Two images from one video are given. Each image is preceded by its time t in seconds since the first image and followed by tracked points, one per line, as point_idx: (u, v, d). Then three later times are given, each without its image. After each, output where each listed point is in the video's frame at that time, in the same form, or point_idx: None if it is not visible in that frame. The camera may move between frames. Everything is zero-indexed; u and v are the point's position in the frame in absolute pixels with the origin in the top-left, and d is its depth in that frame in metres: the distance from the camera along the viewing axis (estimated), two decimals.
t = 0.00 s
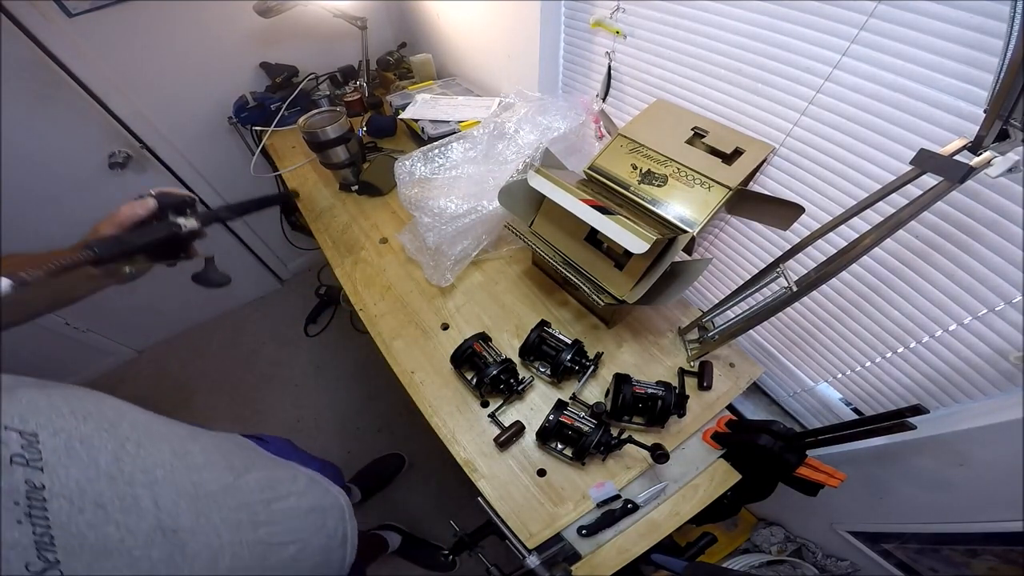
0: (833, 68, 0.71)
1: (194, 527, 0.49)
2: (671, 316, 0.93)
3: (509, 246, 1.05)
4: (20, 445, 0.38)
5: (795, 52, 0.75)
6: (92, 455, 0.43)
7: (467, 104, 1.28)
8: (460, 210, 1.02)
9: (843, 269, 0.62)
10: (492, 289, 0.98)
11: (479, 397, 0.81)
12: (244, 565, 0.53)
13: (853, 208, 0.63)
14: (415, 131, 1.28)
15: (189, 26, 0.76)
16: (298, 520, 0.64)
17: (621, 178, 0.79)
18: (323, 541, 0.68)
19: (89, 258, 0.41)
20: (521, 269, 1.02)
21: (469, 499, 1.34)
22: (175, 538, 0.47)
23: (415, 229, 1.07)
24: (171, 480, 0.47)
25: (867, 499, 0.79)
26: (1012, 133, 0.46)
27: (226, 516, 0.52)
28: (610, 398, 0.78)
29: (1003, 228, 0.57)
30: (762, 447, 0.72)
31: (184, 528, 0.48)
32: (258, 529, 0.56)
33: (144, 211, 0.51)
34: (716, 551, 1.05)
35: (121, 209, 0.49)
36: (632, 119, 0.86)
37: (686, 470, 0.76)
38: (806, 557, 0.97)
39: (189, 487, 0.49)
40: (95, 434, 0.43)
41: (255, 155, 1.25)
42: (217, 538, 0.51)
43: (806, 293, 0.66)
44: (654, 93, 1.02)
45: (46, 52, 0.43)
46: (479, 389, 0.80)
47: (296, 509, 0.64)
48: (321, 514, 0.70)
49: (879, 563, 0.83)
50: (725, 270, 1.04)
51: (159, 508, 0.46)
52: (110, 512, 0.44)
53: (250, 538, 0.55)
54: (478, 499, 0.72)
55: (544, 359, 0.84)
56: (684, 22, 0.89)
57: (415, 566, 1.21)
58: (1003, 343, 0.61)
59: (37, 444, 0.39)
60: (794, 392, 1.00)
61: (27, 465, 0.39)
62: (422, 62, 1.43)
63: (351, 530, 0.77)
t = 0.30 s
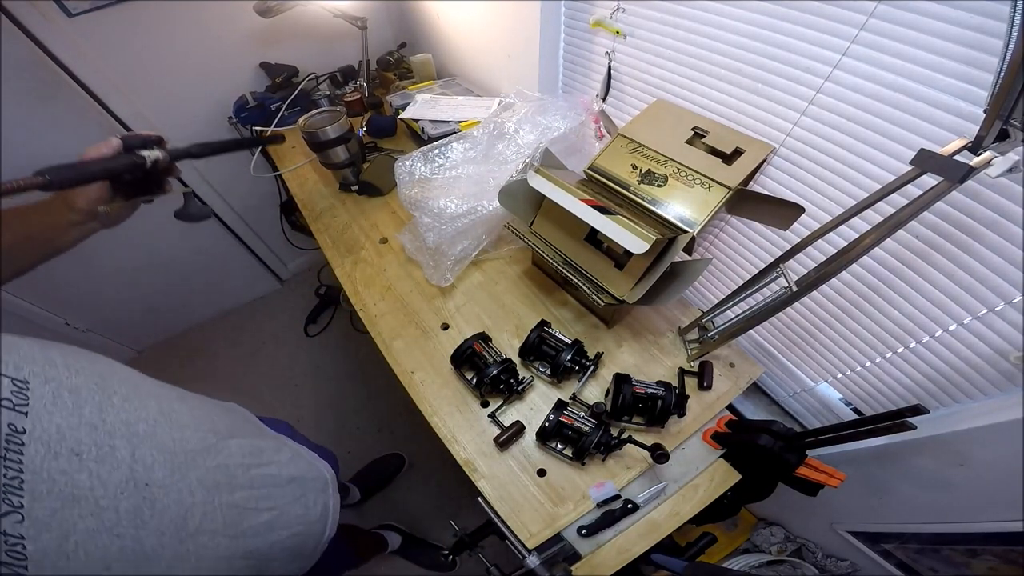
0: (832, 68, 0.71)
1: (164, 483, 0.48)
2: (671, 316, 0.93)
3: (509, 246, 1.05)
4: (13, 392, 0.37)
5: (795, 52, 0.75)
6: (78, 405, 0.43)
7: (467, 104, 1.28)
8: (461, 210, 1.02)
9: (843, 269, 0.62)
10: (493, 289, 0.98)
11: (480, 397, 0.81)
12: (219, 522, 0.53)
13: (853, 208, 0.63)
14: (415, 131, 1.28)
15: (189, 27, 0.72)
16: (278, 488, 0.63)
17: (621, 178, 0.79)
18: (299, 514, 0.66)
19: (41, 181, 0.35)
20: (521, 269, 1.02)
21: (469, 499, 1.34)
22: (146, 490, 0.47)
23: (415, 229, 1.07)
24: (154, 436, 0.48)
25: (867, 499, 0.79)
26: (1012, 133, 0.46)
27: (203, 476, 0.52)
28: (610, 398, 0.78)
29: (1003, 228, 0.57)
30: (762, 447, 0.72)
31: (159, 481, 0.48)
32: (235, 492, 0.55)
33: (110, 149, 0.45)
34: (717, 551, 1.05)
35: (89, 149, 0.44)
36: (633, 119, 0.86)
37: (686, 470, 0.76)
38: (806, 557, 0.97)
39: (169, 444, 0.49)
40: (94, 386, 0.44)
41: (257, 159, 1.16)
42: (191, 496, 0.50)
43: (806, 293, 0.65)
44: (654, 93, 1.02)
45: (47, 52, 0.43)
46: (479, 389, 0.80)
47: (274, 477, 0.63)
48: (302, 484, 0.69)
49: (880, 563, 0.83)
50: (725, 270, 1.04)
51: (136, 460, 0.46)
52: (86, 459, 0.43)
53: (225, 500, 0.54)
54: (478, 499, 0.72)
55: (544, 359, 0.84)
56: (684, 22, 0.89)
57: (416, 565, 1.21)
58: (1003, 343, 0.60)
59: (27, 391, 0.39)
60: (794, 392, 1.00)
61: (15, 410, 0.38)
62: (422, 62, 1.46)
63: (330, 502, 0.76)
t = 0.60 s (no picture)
0: (832, 68, 0.71)
1: (152, 458, 0.51)
2: (672, 316, 0.93)
3: (509, 246, 1.05)
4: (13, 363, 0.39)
5: (796, 52, 0.75)
6: (75, 380, 0.45)
7: (467, 104, 1.28)
8: (461, 210, 1.02)
9: (844, 269, 0.62)
10: (493, 289, 0.98)
11: (479, 397, 0.81)
12: (204, 501, 0.55)
13: (853, 208, 0.63)
14: (415, 131, 1.28)
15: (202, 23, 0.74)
16: (270, 471, 0.66)
17: (621, 178, 0.79)
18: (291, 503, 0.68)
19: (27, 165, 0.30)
20: (521, 269, 1.02)
21: (469, 499, 1.34)
22: (135, 464, 0.49)
23: (415, 229, 1.07)
24: (149, 410, 0.51)
25: (867, 499, 0.79)
26: (1012, 133, 0.46)
27: (192, 454, 0.55)
28: (610, 397, 0.78)
29: (1003, 227, 0.57)
30: (762, 447, 0.72)
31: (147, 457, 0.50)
32: (222, 471, 0.58)
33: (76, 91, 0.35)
34: (717, 551, 1.05)
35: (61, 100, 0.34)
36: (633, 120, 0.86)
37: (686, 470, 0.76)
38: (806, 557, 0.97)
39: (161, 418, 0.52)
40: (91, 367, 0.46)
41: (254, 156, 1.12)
42: (178, 471, 0.53)
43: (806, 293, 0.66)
44: (654, 93, 1.02)
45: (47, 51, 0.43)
46: (479, 389, 0.80)
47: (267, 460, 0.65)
48: (295, 468, 0.71)
49: (879, 563, 0.83)
50: (725, 270, 1.04)
51: (128, 434, 0.49)
52: (78, 432, 0.46)
53: (213, 478, 0.57)
54: (478, 499, 0.72)
55: (544, 359, 0.84)
56: (684, 22, 0.89)
57: (415, 565, 1.21)
58: (1003, 343, 0.60)
59: (27, 365, 0.41)
60: (794, 392, 1.00)
61: (14, 383, 0.40)
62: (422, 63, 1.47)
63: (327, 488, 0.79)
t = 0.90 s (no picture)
0: (833, 68, 0.71)
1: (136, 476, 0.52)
2: (671, 316, 0.93)
3: (509, 246, 1.05)
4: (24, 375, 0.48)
5: (797, 51, 0.74)
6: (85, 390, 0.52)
7: (467, 104, 1.27)
8: (461, 210, 1.02)
9: (844, 268, 0.62)
10: (492, 289, 0.98)
11: (479, 397, 0.81)
12: (202, 514, 0.57)
13: (853, 208, 0.63)
14: (415, 131, 1.28)
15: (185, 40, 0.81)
16: (268, 483, 0.65)
17: (622, 178, 0.79)
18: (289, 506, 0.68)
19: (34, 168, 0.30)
20: (521, 269, 1.02)
21: (469, 500, 1.33)
22: (136, 477, 0.53)
23: (415, 229, 1.07)
24: (154, 422, 0.56)
25: (867, 499, 0.80)
26: (1011, 133, 0.46)
27: (194, 467, 0.57)
28: (610, 397, 0.78)
29: (1002, 227, 0.57)
30: (762, 447, 0.72)
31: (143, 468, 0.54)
32: (223, 483, 0.60)
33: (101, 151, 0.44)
34: (717, 551, 1.05)
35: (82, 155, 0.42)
36: (633, 120, 0.86)
37: (685, 470, 0.76)
38: (806, 557, 0.97)
39: (167, 430, 0.57)
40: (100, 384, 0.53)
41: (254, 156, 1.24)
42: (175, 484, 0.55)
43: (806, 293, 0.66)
44: (654, 93, 1.02)
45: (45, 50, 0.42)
46: (479, 389, 0.80)
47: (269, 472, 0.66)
48: (296, 481, 0.70)
49: (880, 563, 0.83)
50: (725, 270, 1.04)
51: (132, 446, 0.53)
52: (81, 443, 0.50)
53: (213, 491, 0.59)
54: (478, 499, 0.72)
55: (544, 359, 0.84)
56: (684, 22, 0.88)
57: (415, 565, 1.21)
58: (1003, 343, 0.60)
59: (38, 375, 0.49)
60: (794, 392, 1.00)
61: (22, 393, 0.47)
62: (422, 63, 1.40)
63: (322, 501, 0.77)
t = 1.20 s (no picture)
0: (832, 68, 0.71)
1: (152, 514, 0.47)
2: (671, 316, 0.93)
3: (509, 246, 1.05)
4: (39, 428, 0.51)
5: (797, 52, 0.75)
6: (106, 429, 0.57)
7: (467, 104, 1.27)
8: (461, 210, 1.02)
9: (844, 269, 0.62)
10: (493, 289, 0.98)
11: (479, 397, 0.81)
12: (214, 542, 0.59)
13: (853, 209, 0.64)
14: (415, 130, 1.28)
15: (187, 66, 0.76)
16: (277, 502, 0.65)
17: (622, 178, 0.79)
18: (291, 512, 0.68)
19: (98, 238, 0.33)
20: (521, 269, 1.01)
21: (469, 500, 1.33)
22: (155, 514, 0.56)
23: (415, 229, 1.07)
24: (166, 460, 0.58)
25: (867, 499, 0.80)
26: (1012, 134, 0.46)
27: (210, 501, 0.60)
28: (610, 397, 0.78)
29: (1003, 227, 0.57)
30: (762, 448, 0.72)
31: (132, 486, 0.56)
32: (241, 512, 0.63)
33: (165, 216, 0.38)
34: (716, 551, 1.05)
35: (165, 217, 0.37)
36: (632, 120, 0.86)
37: (686, 470, 0.76)
38: (806, 557, 0.97)
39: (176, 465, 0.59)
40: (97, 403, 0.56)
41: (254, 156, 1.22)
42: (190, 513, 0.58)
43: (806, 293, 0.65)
44: (654, 93, 1.02)
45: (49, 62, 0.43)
46: (479, 389, 0.80)
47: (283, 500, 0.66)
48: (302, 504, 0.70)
49: (880, 563, 0.83)
50: (725, 270, 1.04)
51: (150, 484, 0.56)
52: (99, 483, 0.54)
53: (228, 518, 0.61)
54: (478, 499, 0.72)
55: (543, 358, 0.84)
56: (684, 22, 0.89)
57: (415, 566, 1.21)
58: (1004, 343, 0.60)
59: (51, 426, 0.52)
60: (794, 392, 1.00)
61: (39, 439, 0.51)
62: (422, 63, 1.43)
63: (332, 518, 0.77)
